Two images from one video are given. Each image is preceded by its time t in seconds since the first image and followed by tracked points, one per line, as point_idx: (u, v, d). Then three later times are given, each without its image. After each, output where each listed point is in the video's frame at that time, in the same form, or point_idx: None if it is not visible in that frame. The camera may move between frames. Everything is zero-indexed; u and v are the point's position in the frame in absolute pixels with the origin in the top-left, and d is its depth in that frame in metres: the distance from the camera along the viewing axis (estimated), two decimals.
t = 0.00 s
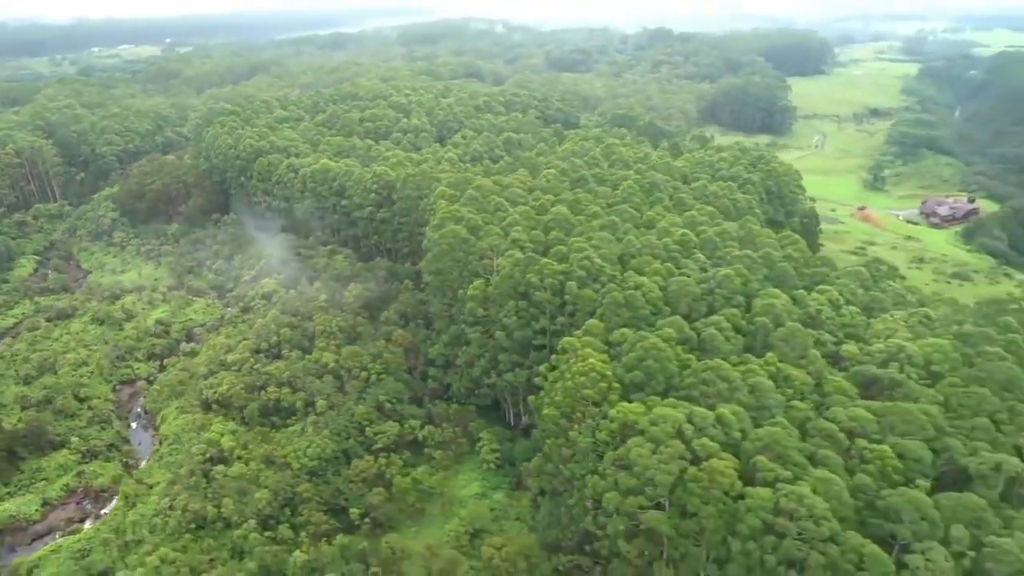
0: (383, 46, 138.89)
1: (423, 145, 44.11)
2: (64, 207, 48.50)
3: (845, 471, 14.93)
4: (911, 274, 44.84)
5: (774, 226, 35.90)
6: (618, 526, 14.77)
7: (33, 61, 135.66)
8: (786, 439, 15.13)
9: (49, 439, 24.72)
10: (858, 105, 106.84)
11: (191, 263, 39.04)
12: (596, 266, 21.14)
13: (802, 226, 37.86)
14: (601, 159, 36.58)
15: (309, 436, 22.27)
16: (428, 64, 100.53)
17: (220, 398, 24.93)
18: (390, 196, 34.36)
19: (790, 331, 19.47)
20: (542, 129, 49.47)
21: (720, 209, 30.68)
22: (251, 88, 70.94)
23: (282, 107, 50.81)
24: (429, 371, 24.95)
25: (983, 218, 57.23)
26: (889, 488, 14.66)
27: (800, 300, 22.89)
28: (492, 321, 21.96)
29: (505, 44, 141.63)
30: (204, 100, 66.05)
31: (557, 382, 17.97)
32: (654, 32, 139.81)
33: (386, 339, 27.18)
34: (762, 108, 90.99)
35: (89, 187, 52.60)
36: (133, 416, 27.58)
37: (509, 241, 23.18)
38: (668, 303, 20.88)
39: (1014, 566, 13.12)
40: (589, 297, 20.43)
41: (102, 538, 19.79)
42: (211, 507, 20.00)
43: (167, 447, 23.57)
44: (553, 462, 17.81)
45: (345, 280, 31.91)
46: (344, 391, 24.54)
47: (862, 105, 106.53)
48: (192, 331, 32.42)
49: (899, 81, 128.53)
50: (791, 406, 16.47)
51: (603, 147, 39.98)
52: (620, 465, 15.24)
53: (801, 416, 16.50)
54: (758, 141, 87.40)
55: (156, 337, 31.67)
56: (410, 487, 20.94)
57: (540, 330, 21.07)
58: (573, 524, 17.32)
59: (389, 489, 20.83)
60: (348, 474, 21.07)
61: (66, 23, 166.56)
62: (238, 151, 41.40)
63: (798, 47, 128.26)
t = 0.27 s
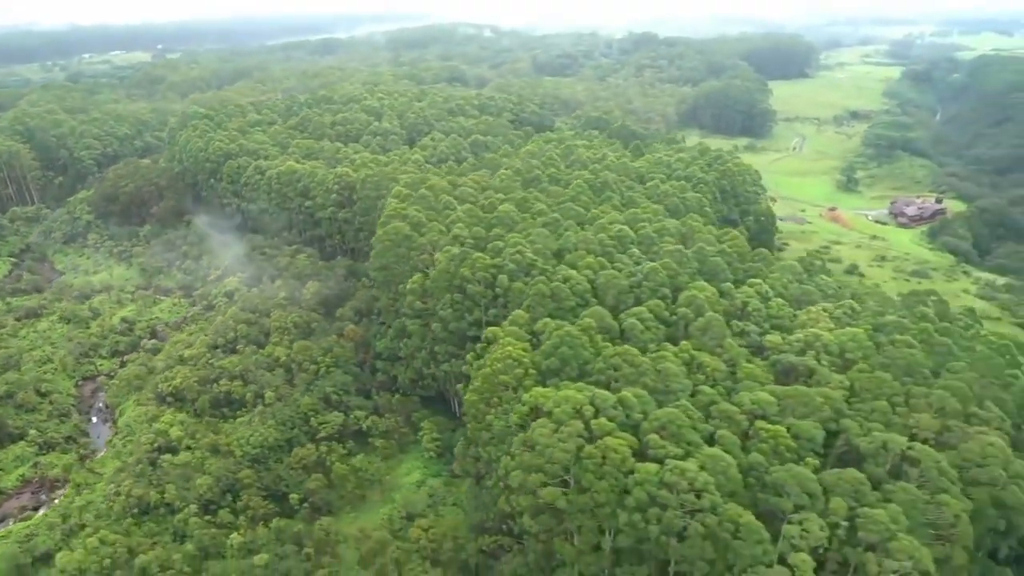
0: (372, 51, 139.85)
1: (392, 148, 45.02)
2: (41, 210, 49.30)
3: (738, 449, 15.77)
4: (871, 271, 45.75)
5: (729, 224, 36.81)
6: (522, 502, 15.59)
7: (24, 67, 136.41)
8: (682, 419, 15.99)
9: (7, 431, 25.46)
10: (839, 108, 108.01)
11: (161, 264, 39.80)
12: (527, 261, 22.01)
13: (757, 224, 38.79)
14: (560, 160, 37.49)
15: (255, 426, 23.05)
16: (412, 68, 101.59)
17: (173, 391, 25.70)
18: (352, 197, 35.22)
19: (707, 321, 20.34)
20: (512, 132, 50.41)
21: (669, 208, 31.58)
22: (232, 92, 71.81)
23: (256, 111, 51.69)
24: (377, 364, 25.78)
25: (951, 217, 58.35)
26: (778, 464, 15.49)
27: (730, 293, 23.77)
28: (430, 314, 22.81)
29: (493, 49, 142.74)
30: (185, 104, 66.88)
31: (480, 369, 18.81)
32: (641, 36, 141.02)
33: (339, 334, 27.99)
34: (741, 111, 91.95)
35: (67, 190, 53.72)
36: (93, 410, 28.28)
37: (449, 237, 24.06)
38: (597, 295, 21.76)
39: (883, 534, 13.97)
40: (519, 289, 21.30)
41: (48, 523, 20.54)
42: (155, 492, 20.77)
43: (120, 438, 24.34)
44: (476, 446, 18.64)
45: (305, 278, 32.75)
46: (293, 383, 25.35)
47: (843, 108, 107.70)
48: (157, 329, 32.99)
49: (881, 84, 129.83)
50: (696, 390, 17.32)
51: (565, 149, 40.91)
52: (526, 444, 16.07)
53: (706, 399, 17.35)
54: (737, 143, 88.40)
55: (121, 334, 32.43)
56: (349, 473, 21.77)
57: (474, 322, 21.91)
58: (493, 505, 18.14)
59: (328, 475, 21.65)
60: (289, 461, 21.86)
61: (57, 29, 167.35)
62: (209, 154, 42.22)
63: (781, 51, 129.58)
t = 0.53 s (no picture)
0: (358, 56, 140.80)
1: (357, 150, 45.88)
2: (12, 211, 49.89)
3: (637, 431, 16.65)
4: (828, 272, 46.77)
5: (680, 225, 37.78)
6: (430, 482, 16.43)
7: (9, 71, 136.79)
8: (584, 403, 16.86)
9: None
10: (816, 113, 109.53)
11: (126, 263, 40.46)
12: (459, 257, 22.92)
13: (711, 226, 39.78)
14: (516, 162, 38.44)
15: (198, 417, 23.81)
16: (394, 73, 102.59)
17: (123, 385, 26.38)
18: (311, 198, 36.06)
19: (628, 314, 21.25)
20: (479, 135, 51.35)
21: (616, 208, 32.52)
22: (210, 96, 72.57)
23: (228, 114, 52.49)
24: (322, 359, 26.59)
25: (914, 221, 59.60)
26: (672, 445, 16.37)
27: (660, 288, 24.69)
28: (368, 308, 23.66)
29: (478, 54, 143.91)
30: (161, 108, 67.57)
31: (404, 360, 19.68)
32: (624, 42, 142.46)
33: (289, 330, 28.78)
34: (718, 116, 93.23)
35: (40, 192, 54.21)
36: (47, 406, 28.76)
37: (389, 235, 24.97)
38: (526, 289, 22.65)
39: (761, 508, 14.88)
40: (449, 284, 22.20)
41: None
42: (95, 480, 21.50)
43: (69, 430, 25.05)
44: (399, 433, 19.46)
45: (262, 277, 33.52)
46: (240, 377, 26.12)
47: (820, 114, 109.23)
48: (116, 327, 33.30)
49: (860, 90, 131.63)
50: (604, 377, 18.20)
51: (524, 152, 41.91)
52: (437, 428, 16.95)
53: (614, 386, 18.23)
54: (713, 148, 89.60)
55: (81, 331, 33.10)
56: (287, 462, 22.57)
57: (408, 315, 22.77)
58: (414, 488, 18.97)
59: (266, 464, 22.45)
60: (229, 451, 22.64)
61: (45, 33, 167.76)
62: (176, 156, 43.01)
63: (761, 57, 131.23)
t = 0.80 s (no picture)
0: (345, 60, 141.70)
1: (326, 152, 46.72)
2: None
3: (546, 416, 17.45)
4: (789, 272, 47.72)
5: (636, 225, 38.67)
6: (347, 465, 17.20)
7: None
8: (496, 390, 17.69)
9: None
10: (796, 118, 110.89)
11: (94, 263, 41.17)
12: (398, 253, 23.81)
13: (668, 226, 40.70)
14: (477, 165, 39.36)
15: (145, 407, 24.53)
16: (378, 77, 103.56)
17: (76, 378, 27.09)
18: (273, 199, 36.87)
19: (555, 308, 22.11)
20: (448, 139, 52.25)
21: (567, 208, 33.39)
22: (190, 99, 73.29)
23: (202, 117, 53.26)
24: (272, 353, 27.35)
25: (880, 223, 60.65)
26: (578, 428, 17.19)
27: (596, 284, 25.55)
28: (310, 303, 24.51)
29: (465, 59, 144.95)
30: (140, 110, 68.27)
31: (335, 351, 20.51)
32: (609, 48, 143.80)
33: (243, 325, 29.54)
34: (697, 121, 94.37)
35: (16, 193, 54.78)
36: (6, 399, 29.51)
37: (334, 234, 25.83)
38: (461, 284, 23.50)
39: (653, 487, 15.68)
40: (385, 279, 23.06)
41: None
42: (40, 467, 22.21)
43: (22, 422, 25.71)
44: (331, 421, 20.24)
45: (222, 275, 34.25)
46: (191, 370, 26.88)
47: (799, 119, 110.56)
48: (79, 323, 34.08)
49: (841, 96, 133.24)
50: (522, 366, 19.03)
51: (487, 155, 42.81)
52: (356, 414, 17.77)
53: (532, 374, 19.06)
54: (691, 152, 90.70)
55: (43, 328, 33.74)
56: (229, 452, 23.35)
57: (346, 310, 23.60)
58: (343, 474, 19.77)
59: (208, 453, 23.21)
60: (173, 441, 23.39)
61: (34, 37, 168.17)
62: (145, 158, 43.76)
63: (744, 63, 132.73)
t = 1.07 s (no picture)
0: (331, 66, 142.57)
1: (294, 154, 47.49)
2: None
3: (461, 403, 18.27)
4: (749, 274, 48.66)
5: (593, 226, 39.56)
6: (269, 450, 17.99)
7: None
8: (415, 378, 18.49)
9: None
10: (775, 124, 112.29)
11: (61, 263, 41.79)
12: (338, 250, 24.68)
13: (625, 228, 41.61)
14: (437, 167, 40.25)
15: (94, 400, 25.23)
16: (360, 82, 104.57)
17: (30, 372, 27.75)
18: (234, 200, 37.62)
19: (486, 303, 22.95)
20: (418, 142, 53.11)
21: (520, 209, 34.25)
22: (168, 103, 73.92)
23: (175, 120, 54.02)
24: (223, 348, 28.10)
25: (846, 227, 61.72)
26: (490, 415, 18.01)
27: (535, 281, 26.40)
28: (254, 298, 25.30)
29: (451, 65, 145.97)
30: (118, 114, 68.89)
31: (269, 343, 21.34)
32: (594, 53, 145.11)
33: (198, 322, 30.28)
34: (675, 126, 95.50)
35: None
36: None
37: (280, 232, 26.67)
38: (399, 280, 24.34)
39: (554, 469, 16.47)
40: (324, 274, 23.91)
41: None
42: None
43: None
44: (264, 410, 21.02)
45: (182, 274, 34.96)
46: (143, 365, 27.60)
47: (778, 124, 111.96)
48: (41, 322, 34.66)
49: (821, 102, 134.89)
50: (445, 356, 19.84)
51: (450, 158, 43.71)
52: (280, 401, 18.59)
53: (454, 364, 19.88)
54: (668, 156, 91.80)
55: (5, 326, 34.35)
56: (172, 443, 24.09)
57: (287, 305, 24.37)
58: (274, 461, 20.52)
59: (153, 444, 23.94)
60: (119, 432, 24.10)
61: (22, 42, 168.46)
62: (114, 160, 44.48)
63: (726, 69, 134.27)
